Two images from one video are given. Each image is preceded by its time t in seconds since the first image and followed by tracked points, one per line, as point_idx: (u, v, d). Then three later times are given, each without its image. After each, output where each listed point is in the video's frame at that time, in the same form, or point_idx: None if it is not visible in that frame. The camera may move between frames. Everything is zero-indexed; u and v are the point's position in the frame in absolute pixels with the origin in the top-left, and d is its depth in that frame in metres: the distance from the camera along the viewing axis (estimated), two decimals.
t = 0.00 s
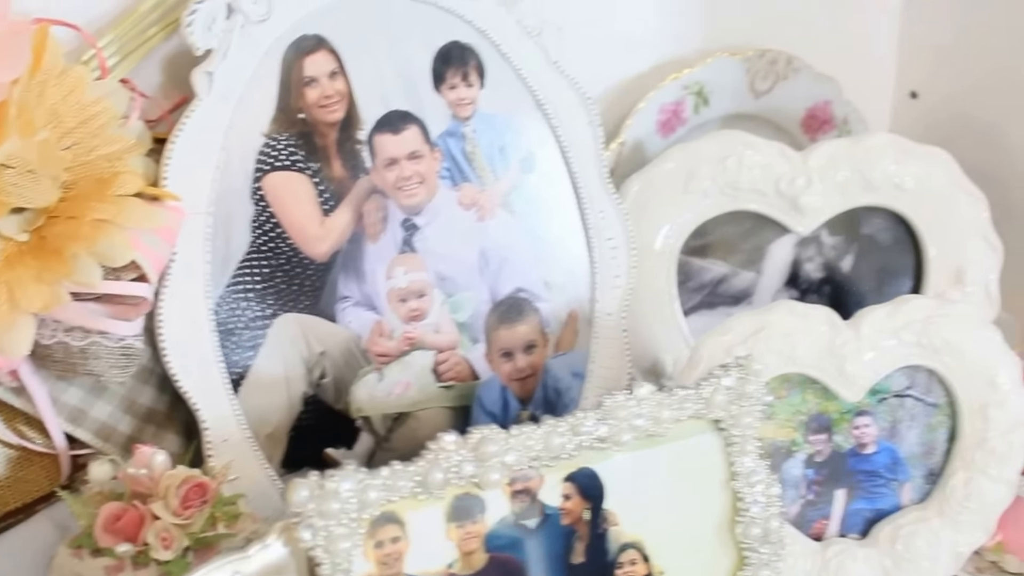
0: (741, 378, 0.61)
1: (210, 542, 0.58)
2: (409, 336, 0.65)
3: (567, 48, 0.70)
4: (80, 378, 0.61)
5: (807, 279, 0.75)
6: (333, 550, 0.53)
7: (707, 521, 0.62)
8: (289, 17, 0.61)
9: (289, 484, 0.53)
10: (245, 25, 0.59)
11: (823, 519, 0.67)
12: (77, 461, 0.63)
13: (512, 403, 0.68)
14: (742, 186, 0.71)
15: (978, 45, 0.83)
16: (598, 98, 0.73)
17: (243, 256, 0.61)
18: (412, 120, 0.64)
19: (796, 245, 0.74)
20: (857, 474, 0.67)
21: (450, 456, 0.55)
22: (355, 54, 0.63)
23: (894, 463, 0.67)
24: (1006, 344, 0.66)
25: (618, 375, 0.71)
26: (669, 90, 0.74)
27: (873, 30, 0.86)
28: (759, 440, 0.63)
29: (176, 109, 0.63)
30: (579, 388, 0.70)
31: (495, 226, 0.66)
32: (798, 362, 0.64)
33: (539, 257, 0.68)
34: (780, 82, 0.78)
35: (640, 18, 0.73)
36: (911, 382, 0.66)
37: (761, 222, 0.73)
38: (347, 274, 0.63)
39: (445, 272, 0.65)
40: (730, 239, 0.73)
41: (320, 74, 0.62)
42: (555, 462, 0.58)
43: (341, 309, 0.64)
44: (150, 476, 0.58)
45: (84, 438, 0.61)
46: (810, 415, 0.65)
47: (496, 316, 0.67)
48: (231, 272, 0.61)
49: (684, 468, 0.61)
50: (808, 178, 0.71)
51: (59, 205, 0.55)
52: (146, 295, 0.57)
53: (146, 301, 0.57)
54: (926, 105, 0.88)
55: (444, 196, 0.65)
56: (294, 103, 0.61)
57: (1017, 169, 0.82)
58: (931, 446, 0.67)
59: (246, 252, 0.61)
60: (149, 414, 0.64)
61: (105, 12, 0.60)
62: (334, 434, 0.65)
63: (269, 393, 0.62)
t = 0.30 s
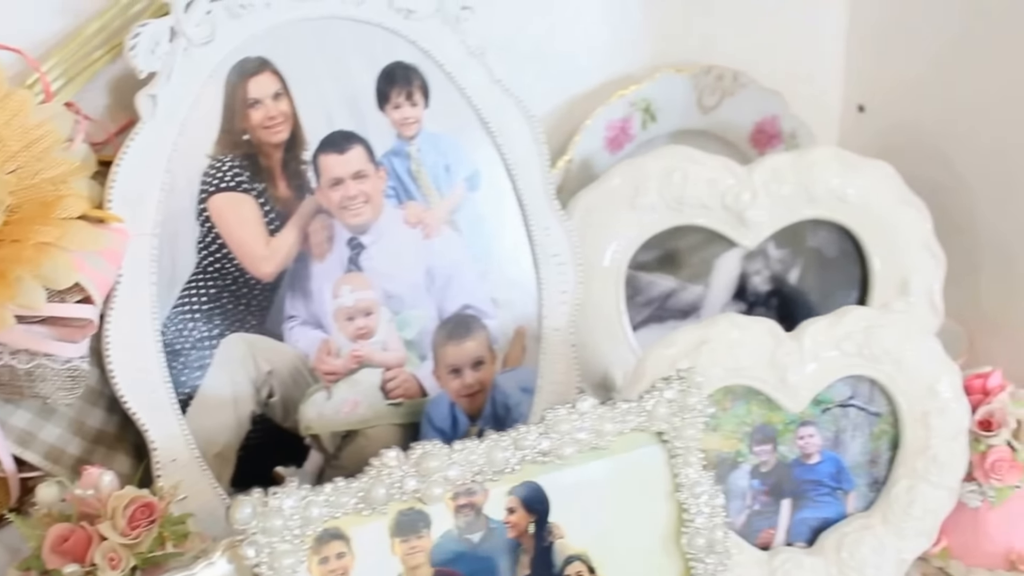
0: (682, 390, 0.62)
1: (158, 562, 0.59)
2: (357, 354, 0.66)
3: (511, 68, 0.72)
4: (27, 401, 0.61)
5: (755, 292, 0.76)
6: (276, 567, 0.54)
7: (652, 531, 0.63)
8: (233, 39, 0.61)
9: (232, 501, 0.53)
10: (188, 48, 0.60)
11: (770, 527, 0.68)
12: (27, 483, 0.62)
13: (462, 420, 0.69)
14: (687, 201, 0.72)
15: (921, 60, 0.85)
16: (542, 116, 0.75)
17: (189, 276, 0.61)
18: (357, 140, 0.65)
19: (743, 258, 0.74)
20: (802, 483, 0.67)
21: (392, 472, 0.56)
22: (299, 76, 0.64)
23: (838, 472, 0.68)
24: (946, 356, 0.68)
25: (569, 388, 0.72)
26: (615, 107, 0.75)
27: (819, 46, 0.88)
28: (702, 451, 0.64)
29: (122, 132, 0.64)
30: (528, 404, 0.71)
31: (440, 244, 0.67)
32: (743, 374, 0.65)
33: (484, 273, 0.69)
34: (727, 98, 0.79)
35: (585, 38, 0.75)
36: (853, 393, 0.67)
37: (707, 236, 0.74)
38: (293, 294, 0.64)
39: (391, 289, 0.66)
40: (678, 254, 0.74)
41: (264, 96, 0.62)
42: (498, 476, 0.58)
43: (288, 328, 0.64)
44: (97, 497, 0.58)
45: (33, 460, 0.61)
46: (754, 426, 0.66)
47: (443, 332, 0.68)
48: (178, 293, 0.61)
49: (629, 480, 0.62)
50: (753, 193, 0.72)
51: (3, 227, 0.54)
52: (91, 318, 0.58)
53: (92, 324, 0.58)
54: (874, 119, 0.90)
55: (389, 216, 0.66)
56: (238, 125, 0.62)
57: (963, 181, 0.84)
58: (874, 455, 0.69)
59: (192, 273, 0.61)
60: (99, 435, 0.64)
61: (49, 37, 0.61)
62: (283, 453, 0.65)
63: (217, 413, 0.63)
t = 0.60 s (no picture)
0: (627, 400, 0.63)
1: None
2: (306, 368, 0.67)
3: (460, 82, 0.73)
4: None
5: (705, 301, 0.76)
6: None
7: (599, 540, 0.63)
8: (178, 56, 0.62)
9: (174, 515, 0.54)
10: (132, 67, 0.60)
11: (719, 533, 0.68)
12: None
13: (413, 431, 0.70)
14: (637, 211, 0.72)
15: (872, 68, 0.86)
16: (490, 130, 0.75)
17: (136, 294, 0.61)
18: (304, 155, 0.66)
19: (694, 268, 0.75)
20: (750, 489, 0.68)
21: (334, 483, 0.56)
22: (245, 92, 0.64)
23: (785, 478, 0.69)
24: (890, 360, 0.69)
25: (516, 397, 0.73)
26: (565, 120, 0.75)
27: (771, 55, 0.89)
28: (648, 458, 0.65)
29: (67, 150, 0.63)
30: (478, 414, 0.72)
31: (389, 257, 0.68)
32: (689, 383, 0.65)
33: (433, 286, 0.69)
34: (679, 108, 0.79)
35: (534, 50, 0.76)
36: (800, 399, 0.68)
37: (658, 246, 0.74)
38: (241, 310, 0.64)
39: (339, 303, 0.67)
40: (630, 264, 0.74)
41: (210, 113, 0.63)
42: (443, 487, 0.59)
43: (236, 343, 0.65)
44: (43, 513, 0.59)
45: None
46: (701, 433, 0.67)
47: (393, 345, 0.69)
48: (124, 311, 0.61)
49: (575, 489, 0.62)
50: (703, 205, 0.72)
51: None
52: (35, 335, 0.57)
53: (36, 341, 0.57)
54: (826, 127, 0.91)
55: (337, 231, 0.67)
56: (184, 142, 0.62)
57: (913, 187, 0.85)
58: (822, 460, 0.69)
59: (138, 290, 0.61)
60: (47, 453, 0.65)
61: None
62: (232, 467, 0.66)
63: (165, 429, 0.63)
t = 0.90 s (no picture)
0: (571, 406, 0.64)
1: None
2: (255, 379, 0.67)
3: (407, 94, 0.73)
4: None
5: (657, 307, 0.77)
6: None
7: (546, 546, 0.64)
8: (121, 70, 0.62)
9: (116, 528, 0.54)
10: (75, 81, 0.60)
11: (670, 538, 0.69)
12: None
13: (365, 439, 0.70)
14: (586, 219, 0.73)
15: (821, 75, 0.87)
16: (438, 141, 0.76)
17: (83, 306, 0.61)
18: (250, 167, 0.66)
19: (644, 275, 0.76)
20: (699, 493, 0.69)
21: (277, 494, 0.56)
22: (190, 104, 0.64)
23: (733, 482, 0.69)
24: (833, 364, 0.70)
25: (467, 404, 0.73)
26: (515, 128, 0.76)
27: (721, 64, 0.90)
28: (594, 463, 0.65)
29: (14, 164, 0.62)
30: (431, 423, 0.72)
31: (337, 267, 0.68)
32: (635, 388, 0.66)
33: (381, 296, 0.70)
34: (629, 117, 0.80)
35: (483, 60, 0.76)
36: (746, 403, 0.69)
37: (608, 254, 0.75)
38: (189, 321, 0.64)
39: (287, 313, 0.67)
40: (580, 271, 0.75)
41: (154, 125, 0.63)
42: (388, 495, 0.59)
43: (185, 355, 0.64)
44: None
45: None
46: (649, 438, 0.67)
47: (342, 355, 0.69)
48: (71, 324, 0.61)
49: (522, 495, 0.63)
50: (652, 211, 0.73)
51: None
52: None
53: None
54: (777, 133, 0.91)
55: (285, 242, 0.67)
56: (129, 154, 0.62)
57: (860, 190, 0.86)
58: (769, 464, 0.70)
59: (85, 302, 0.61)
60: None
61: None
62: (182, 478, 0.65)
63: (114, 441, 0.62)
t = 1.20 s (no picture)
0: (526, 410, 0.64)
1: None
2: (211, 387, 0.67)
3: (361, 101, 0.74)
4: None
5: (613, 310, 0.78)
6: None
7: (503, 551, 0.64)
8: (73, 79, 0.61)
9: (68, 538, 0.54)
10: (27, 89, 0.60)
11: (627, 539, 0.69)
12: None
13: (321, 446, 0.70)
14: (542, 224, 0.74)
15: (777, 79, 0.88)
16: (393, 147, 0.77)
17: (37, 315, 0.61)
18: (204, 175, 0.66)
19: (599, 280, 0.76)
20: (656, 495, 0.69)
21: (230, 502, 0.56)
22: (142, 112, 0.64)
23: (689, 484, 0.70)
24: (786, 365, 0.70)
25: (425, 409, 0.74)
26: (471, 134, 0.77)
27: (677, 67, 0.90)
28: (549, 467, 0.66)
29: None
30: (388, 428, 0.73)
31: (293, 274, 0.69)
32: (591, 392, 0.66)
33: (337, 301, 0.70)
34: (586, 121, 0.81)
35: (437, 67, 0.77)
36: (701, 406, 0.69)
37: (565, 258, 0.75)
38: (144, 329, 0.64)
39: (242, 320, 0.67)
40: (537, 276, 0.75)
41: (107, 134, 0.62)
42: (343, 501, 0.59)
43: (140, 363, 0.64)
44: None
45: None
46: (605, 441, 0.68)
47: (299, 361, 0.69)
48: (24, 333, 0.60)
49: (476, 499, 0.63)
50: (607, 215, 0.74)
51: None
52: None
53: None
54: (734, 137, 0.92)
55: (241, 250, 0.67)
56: (82, 163, 0.62)
57: (817, 192, 0.87)
58: (725, 466, 0.71)
59: (39, 311, 0.61)
60: None
61: None
62: (139, 486, 0.65)
63: (69, 450, 0.62)
